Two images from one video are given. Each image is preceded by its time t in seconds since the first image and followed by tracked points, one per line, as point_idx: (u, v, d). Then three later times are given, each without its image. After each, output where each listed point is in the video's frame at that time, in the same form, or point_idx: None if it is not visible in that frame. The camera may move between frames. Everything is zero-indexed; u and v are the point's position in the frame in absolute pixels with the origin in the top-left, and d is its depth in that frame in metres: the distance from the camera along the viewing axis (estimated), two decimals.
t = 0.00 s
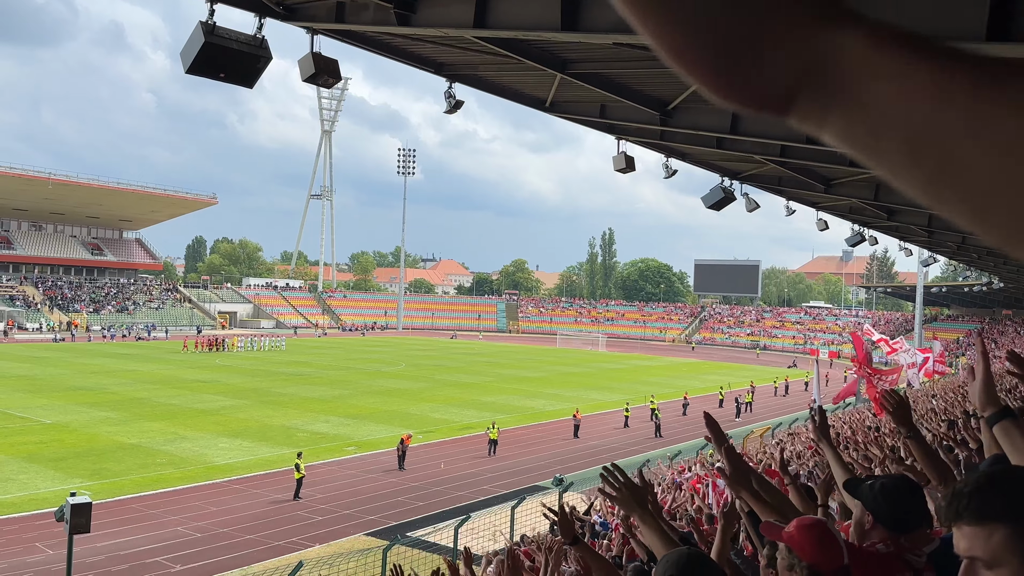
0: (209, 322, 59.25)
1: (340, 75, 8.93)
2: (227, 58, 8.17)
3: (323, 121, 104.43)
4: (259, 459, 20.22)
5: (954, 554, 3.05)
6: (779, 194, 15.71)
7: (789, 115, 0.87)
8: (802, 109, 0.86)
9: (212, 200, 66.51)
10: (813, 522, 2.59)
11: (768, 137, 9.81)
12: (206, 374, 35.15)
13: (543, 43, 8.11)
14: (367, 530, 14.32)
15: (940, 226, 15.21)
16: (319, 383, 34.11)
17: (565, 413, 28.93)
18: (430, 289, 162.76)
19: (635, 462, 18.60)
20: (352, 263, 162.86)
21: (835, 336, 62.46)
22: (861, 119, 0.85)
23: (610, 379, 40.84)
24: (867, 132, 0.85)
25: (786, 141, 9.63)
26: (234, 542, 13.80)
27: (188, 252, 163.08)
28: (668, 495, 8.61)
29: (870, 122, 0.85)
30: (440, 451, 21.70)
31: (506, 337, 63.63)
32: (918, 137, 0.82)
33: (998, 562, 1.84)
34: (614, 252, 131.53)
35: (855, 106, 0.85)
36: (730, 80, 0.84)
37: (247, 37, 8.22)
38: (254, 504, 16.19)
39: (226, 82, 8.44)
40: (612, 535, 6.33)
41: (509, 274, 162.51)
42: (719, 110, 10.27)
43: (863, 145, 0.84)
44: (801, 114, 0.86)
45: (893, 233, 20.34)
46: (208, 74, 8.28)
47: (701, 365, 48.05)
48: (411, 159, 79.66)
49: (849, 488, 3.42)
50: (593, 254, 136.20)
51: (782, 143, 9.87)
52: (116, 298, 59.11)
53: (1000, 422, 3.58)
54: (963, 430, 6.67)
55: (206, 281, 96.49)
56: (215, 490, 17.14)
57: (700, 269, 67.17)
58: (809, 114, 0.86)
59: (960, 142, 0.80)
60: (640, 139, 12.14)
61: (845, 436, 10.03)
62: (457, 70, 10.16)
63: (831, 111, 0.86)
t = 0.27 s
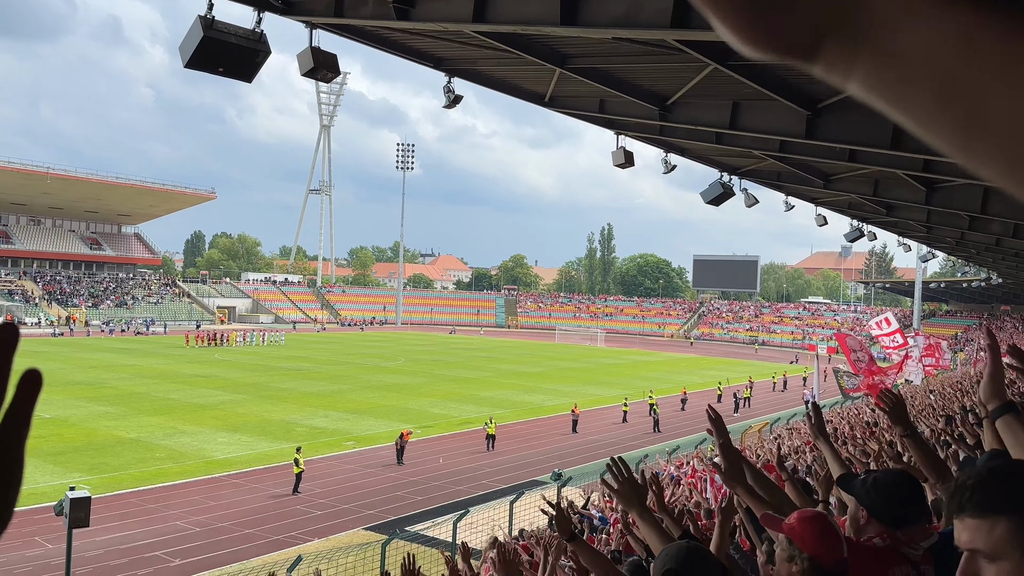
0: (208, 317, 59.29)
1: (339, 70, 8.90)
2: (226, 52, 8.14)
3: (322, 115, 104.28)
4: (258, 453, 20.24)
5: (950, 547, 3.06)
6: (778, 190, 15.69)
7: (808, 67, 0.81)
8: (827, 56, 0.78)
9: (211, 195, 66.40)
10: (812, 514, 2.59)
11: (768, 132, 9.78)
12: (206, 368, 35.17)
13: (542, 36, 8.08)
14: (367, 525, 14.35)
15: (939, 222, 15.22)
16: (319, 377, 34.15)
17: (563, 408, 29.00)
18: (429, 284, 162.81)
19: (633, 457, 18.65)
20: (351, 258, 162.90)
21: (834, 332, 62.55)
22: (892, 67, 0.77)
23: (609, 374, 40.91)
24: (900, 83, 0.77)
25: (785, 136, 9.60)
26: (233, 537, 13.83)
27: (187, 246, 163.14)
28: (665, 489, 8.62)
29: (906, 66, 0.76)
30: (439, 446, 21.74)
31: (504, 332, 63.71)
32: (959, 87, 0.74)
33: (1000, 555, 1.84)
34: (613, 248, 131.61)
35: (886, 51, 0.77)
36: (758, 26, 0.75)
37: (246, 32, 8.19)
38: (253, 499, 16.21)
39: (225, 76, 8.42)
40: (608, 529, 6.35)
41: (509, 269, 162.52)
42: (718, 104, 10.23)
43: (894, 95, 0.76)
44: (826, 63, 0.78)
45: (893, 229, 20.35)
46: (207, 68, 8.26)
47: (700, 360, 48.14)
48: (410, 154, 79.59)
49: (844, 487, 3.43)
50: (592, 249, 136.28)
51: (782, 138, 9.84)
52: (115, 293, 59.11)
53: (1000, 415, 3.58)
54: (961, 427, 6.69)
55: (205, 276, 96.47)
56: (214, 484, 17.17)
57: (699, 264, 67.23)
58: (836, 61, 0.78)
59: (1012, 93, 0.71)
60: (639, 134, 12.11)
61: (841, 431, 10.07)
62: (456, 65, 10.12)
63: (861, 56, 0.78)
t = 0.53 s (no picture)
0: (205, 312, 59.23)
1: (336, 65, 8.88)
2: (222, 47, 8.12)
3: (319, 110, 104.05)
4: (255, 448, 20.26)
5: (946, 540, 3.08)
6: (775, 185, 15.72)
7: (771, 112, 0.85)
8: (789, 101, 0.82)
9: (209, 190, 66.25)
10: (811, 508, 2.60)
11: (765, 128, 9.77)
12: (202, 364, 35.14)
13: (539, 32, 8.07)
14: (364, 520, 14.36)
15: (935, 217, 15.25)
16: (316, 373, 34.15)
17: (561, 403, 29.05)
18: (427, 280, 162.66)
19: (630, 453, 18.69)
20: (348, 254, 162.82)
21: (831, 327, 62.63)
22: (847, 114, 0.79)
23: (606, 369, 40.96)
24: (857, 128, 0.78)
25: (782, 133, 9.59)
26: (230, 532, 13.84)
27: (184, 242, 162.97)
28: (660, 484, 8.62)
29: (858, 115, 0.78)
30: (436, 441, 21.76)
31: (502, 327, 63.74)
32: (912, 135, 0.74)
33: (995, 547, 1.85)
34: (610, 243, 131.63)
35: (844, 102, 0.79)
36: (719, 77, 0.81)
37: (243, 27, 8.15)
38: (250, 494, 16.21)
39: (222, 71, 8.39)
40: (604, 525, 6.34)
41: (506, 265, 162.45)
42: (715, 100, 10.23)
43: (852, 143, 0.78)
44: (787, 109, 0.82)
45: (890, 224, 20.38)
46: (204, 63, 8.24)
47: (697, 356, 48.20)
48: (407, 149, 79.46)
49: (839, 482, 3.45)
50: (589, 244, 136.31)
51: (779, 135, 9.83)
52: (112, 288, 59.01)
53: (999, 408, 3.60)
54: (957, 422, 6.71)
55: (202, 271, 96.31)
56: (212, 480, 17.17)
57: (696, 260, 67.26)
58: (797, 109, 0.81)
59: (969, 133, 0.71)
60: (635, 130, 12.11)
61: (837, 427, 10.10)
62: (454, 60, 10.10)
63: (818, 107, 0.80)
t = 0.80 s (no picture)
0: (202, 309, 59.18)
1: (333, 61, 8.86)
2: (219, 43, 8.09)
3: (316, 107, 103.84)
4: (252, 445, 20.26)
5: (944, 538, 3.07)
6: (772, 182, 15.72)
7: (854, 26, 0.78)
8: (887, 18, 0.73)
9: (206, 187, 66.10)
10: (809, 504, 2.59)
11: (762, 124, 9.77)
12: (200, 361, 35.10)
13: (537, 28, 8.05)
14: (361, 517, 14.36)
15: (932, 214, 15.24)
16: (313, 369, 34.14)
17: (558, 400, 29.05)
18: (424, 276, 162.51)
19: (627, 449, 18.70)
20: (345, 251, 162.72)
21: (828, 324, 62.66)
22: (933, 36, 0.76)
23: (604, 366, 40.98)
24: (945, 59, 0.76)
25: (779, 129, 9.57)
26: (228, 529, 13.83)
27: (181, 238, 162.82)
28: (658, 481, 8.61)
29: (946, 40, 0.75)
30: (434, 438, 21.76)
31: (499, 324, 63.77)
32: (1004, 61, 0.73)
33: (982, 538, 1.86)
34: (607, 240, 131.61)
35: (936, 26, 0.75)
36: None
37: (239, 22, 8.12)
38: (248, 490, 16.20)
39: (218, 67, 8.36)
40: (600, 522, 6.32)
41: (503, 262, 162.41)
42: (713, 97, 10.22)
43: (942, 69, 0.75)
44: (887, 20, 0.73)
45: (887, 221, 20.37)
46: (200, 59, 8.21)
47: (694, 352, 48.25)
48: (404, 146, 79.33)
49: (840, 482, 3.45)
50: (586, 241, 136.31)
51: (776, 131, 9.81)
52: (109, 285, 58.94)
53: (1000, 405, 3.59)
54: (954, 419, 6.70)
55: (199, 269, 96.20)
56: (209, 476, 17.17)
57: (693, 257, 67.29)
58: (892, 25, 0.74)
59: None
60: (634, 126, 12.12)
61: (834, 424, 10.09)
62: (451, 56, 10.08)
63: (905, 22, 0.75)
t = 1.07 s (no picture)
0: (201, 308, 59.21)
1: (332, 59, 8.84)
2: (218, 41, 8.07)
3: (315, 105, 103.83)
4: (252, 443, 20.28)
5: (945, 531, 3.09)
6: (771, 180, 15.74)
7: None
8: None
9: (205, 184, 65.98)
10: (816, 502, 2.60)
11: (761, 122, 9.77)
12: (199, 359, 35.14)
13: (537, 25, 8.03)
14: (360, 515, 14.37)
15: (931, 212, 15.24)
16: (312, 368, 34.17)
17: (557, 398, 29.07)
18: (423, 275, 162.55)
19: (626, 447, 18.72)
20: (344, 249, 162.78)
21: (827, 322, 62.72)
22: None
23: (602, 364, 41.05)
24: None
25: (778, 127, 9.56)
26: (227, 527, 13.84)
27: (179, 237, 162.85)
28: (657, 479, 8.63)
29: None
30: (433, 436, 21.78)
31: (498, 323, 63.83)
32: None
33: (965, 530, 1.93)
34: (606, 238, 131.76)
35: None
36: None
37: (238, 20, 8.11)
38: (247, 488, 16.20)
39: (217, 65, 8.35)
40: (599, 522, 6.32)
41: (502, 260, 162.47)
42: (712, 94, 10.21)
43: None
44: None
45: (886, 219, 20.37)
46: (199, 57, 8.20)
47: (693, 350, 48.30)
48: (403, 145, 79.29)
49: (841, 472, 3.46)
50: (585, 239, 136.45)
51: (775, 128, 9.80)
52: (108, 284, 58.98)
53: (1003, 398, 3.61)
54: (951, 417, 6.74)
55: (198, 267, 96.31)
56: (208, 474, 17.18)
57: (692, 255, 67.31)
58: None
59: None
60: (633, 124, 12.14)
61: (832, 422, 10.10)
62: (450, 54, 10.07)
63: None
